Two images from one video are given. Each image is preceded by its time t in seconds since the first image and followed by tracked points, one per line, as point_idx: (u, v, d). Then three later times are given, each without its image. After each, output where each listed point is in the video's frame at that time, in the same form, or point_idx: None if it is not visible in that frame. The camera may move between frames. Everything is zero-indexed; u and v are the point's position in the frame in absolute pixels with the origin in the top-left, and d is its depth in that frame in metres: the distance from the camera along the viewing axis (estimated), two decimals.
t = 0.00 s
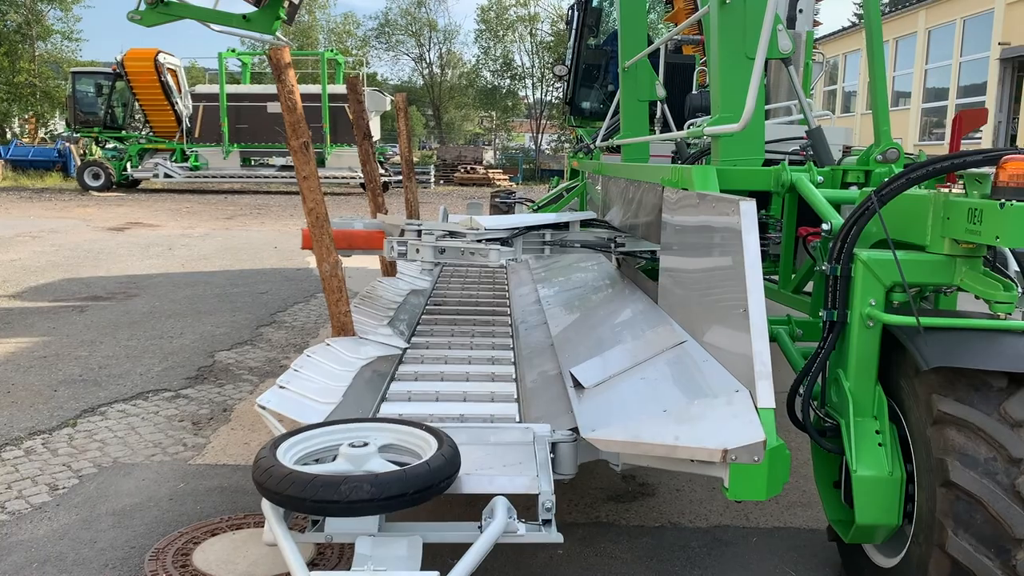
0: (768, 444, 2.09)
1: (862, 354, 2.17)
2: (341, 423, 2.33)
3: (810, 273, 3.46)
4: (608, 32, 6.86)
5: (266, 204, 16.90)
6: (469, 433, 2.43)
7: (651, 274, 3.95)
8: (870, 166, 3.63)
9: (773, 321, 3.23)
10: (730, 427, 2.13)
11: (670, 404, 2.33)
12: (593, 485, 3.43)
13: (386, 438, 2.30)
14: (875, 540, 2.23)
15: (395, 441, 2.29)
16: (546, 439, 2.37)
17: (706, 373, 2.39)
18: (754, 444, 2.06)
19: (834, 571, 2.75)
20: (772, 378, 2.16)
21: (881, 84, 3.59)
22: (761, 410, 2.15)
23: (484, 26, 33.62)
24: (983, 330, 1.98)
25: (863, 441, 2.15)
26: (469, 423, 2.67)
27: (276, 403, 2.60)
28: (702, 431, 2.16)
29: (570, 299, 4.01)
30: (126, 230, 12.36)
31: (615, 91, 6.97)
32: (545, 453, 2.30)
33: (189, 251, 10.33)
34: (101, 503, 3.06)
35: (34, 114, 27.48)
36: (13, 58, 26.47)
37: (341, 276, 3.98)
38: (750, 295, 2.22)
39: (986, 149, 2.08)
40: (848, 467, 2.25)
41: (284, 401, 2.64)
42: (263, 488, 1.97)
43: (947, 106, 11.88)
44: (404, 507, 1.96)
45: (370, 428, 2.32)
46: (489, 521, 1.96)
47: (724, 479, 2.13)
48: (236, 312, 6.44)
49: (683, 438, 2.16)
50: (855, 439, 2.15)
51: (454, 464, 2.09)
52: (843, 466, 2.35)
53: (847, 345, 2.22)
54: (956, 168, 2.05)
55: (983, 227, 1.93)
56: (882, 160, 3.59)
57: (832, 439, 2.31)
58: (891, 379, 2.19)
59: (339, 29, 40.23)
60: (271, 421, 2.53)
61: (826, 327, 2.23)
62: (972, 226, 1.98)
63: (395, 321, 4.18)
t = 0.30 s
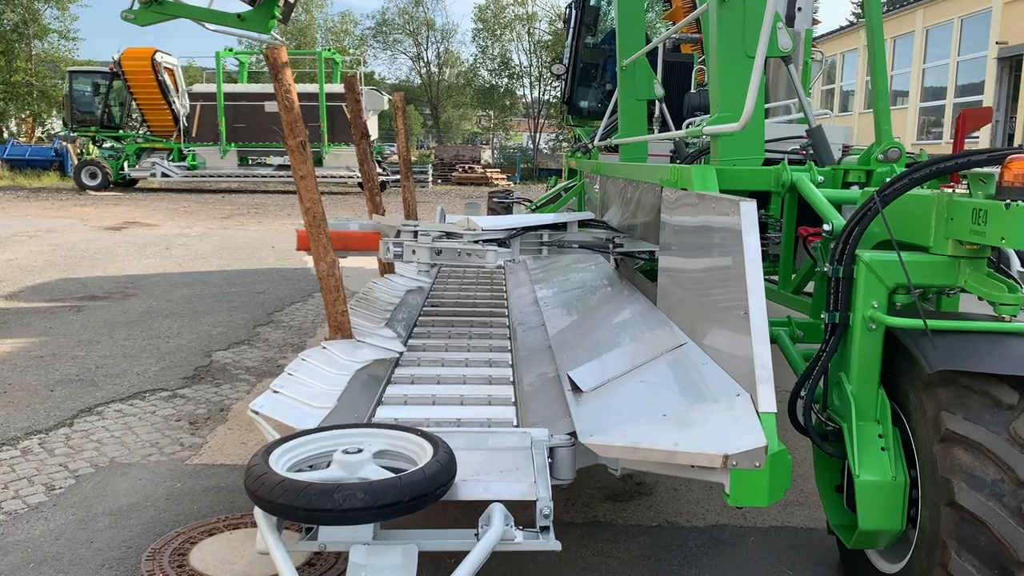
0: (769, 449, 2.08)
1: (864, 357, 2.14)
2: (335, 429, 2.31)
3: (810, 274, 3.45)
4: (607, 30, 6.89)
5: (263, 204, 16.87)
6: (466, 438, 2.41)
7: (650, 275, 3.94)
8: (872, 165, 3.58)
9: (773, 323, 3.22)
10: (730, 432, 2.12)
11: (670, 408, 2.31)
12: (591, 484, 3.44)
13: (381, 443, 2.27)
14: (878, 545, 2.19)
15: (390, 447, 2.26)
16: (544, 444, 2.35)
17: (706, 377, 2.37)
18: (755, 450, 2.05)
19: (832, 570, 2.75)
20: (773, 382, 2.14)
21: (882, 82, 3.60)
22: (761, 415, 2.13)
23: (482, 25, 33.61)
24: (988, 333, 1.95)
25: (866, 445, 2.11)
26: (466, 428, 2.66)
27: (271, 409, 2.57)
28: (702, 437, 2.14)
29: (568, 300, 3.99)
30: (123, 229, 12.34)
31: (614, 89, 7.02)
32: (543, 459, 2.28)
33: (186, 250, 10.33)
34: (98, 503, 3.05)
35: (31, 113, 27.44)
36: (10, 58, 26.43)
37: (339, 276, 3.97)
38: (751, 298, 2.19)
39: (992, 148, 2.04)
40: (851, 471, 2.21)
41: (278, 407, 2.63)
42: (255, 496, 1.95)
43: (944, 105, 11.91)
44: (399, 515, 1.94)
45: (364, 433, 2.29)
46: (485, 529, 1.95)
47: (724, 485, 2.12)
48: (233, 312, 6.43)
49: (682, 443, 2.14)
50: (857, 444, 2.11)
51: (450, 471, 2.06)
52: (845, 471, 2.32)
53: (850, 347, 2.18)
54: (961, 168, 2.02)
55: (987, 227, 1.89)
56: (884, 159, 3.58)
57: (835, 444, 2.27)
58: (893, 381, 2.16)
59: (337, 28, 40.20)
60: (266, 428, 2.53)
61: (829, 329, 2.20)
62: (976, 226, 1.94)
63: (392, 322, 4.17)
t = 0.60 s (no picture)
0: (774, 456, 2.06)
1: (869, 361, 2.10)
2: (332, 435, 2.30)
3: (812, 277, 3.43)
4: (606, 31, 6.89)
5: (263, 206, 16.86)
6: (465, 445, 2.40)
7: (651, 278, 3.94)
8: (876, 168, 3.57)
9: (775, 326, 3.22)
10: (734, 438, 2.10)
11: (672, 414, 2.30)
12: (591, 486, 3.44)
13: (378, 450, 2.27)
14: (884, 553, 2.16)
15: (387, 454, 2.26)
16: (544, 450, 2.35)
17: (709, 382, 2.36)
18: (759, 457, 2.02)
19: (833, 572, 2.75)
20: (777, 388, 2.12)
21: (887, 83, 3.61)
22: (766, 421, 2.11)
23: (482, 26, 33.62)
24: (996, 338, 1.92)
25: (871, 451, 2.08)
26: (466, 434, 2.65)
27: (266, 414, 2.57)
28: (705, 443, 2.12)
29: (569, 303, 3.99)
30: (123, 231, 12.34)
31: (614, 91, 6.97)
32: (543, 465, 2.27)
33: (186, 252, 10.33)
34: (98, 505, 3.05)
35: (31, 115, 27.42)
36: (10, 60, 26.43)
37: (338, 278, 3.98)
38: (754, 303, 2.17)
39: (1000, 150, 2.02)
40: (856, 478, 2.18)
41: (274, 412, 2.63)
42: (250, 504, 1.94)
43: (945, 106, 11.91)
44: (396, 524, 1.93)
45: (361, 439, 2.29)
46: (484, 537, 1.94)
47: (728, 492, 2.09)
48: (233, 314, 6.43)
49: (686, 449, 2.12)
50: (862, 450, 2.08)
51: (448, 479, 2.06)
52: (850, 478, 2.30)
53: (854, 351, 2.16)
54: (967, 169, 2.01)
55: (994, 230, 1.87)
56: (888, 160, 3.59)
57: (839, 450, 2.23)
58: (899, 384, 2.14)
59: (336, 30, 40.21)
60: (261, 434, 2.52)
61: (834, 333, 2.19)
62: (984, 229, 1.92)
63: (391, 325, 4.16)
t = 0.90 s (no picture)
0: (781, 464, 2.03)
1: (877, 367, 2.06)
2: (330, 443, 2.28)
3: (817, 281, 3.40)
4: (606, 34, 6.88)
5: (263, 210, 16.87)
6: (467, 453, 2.39)
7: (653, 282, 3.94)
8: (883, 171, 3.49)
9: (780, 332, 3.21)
10: (740, 447, 2.07)
11: (677, 421, 2.28)
12: (593, 490, 3.44)
13: (377, 458, 2.25)
14: (892, 563, 2.10)
15: (386, 462, 2.24)
16: (545, 458, 2.33)
17: (713, 389, 2.35)
18: (766, 465, 1.99)
19: None
20: (784, 396, 2.10)
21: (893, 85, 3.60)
22: (773, 429, 2.07)
23: (482, 30, 33.68)
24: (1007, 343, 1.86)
25: (880, 460, 2.02)
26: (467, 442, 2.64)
27: (264, 422, 2.57)
28: (710, 451, 2.10)
29: (570, 307, 3.99)
30: (124, 235, 12.36)
31: (614, 93, 6.91)
32: (545, 474, 2.26)
33: (187, 256, 10.35)
34: (99, 510, 3.05)
35: (32, 120, 27.47)
36: (11, 64, 26.48)
37: (339, 282, 3.98)
38: (761, 307, 2.16)
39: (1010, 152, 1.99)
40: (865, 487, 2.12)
41: (273, 419, 2.63)
42: (246, 515, 1.91)
43: (945, 107, 11.92)
44: (395, 535, 1.91)
45: (359, 448, 2.26)
46: (486, 548, 1.92)
47: (734, 501, 2.07)
48: (234, 318, 6.43)
49: (691, 458, 2.10)
50: (871, 459, 2.02)
51: (449, 489, 2.03)
52: (858, 486, 2.23)
53: (862, 357, 2.10)
54: (977, 172, 1.95)
55: (1005, 233, 1.84)
56: (894, 163, 3.55)
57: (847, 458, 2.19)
58: (908, 392, 2.07)
59: (337, 34, 40.27)
60: (258, 441, 2.52)
61: (840, 339, 2.12)
62: (994, 233, 1.89)
63: (392, 330, 4.16)
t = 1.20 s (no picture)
0: (790, 472, 2.02)
1: (887, 371, 2.04)
2: (330, 452, 2.28)
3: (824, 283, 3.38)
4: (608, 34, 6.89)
5: (266, 213, 16.89)
6: (470, 461, 2.39)
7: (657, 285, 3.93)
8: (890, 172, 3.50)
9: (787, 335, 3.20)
10: (748, 454, 2.06)
11: (682, 428, 2.27)
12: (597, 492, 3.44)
13: (377, 467, 2.24)
14: (903, 570, 2.09)
15: (387, 471, 2.23)
16: (549, 466, 2.33)
17: (719, 395, 2.34)
18: (774, 473, 1.98)
19: None
20: (792, 401, 2.09)
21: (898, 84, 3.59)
22: (781, 436, 2.07)
23: (484, 32, 33.74)
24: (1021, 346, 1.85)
25: (890, 466, 2.01)
26: (468, 449, 2.63)
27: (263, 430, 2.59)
28: (716, 459, 2.09)
29: (574, 311, 3.98)
30: (127, 239, 12.38)
31: (617, 94, 6.98)
32: (548, 482, 2.26)
33: (190, 260, 10.36)
34: (103, 514, 3.05)
35: (35, 125, 27.53)
36: (14, 69, 26.54)
37: (341, 284, 3.98)
38: (766, 310, 2.15)
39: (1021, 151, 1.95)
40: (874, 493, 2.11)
41: (272, 428, 2.65)
42: (245, 528, 1.90)
43: (948, 106, 11.91)
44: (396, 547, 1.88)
45: (359, 457, 2.26)
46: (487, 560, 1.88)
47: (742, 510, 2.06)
48: (237, 322, 6.44)
49: (697, 466, 2.10)
50: (881, 464, 2.01)
51: (451, 499, 2.02)
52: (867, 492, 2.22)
53: (871, 361, 2.09)
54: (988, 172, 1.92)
55: (1016, 234, 1.82)
56: (901, 163, 3.54)
57: (856, 463, 2.17)
58: (919, 399, 2.05)
59: (339, 37, 40.35)
60: (258, 450, 2.54)
61: (849, 343, 2.12)
62: (1006, 233, 1.87)
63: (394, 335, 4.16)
